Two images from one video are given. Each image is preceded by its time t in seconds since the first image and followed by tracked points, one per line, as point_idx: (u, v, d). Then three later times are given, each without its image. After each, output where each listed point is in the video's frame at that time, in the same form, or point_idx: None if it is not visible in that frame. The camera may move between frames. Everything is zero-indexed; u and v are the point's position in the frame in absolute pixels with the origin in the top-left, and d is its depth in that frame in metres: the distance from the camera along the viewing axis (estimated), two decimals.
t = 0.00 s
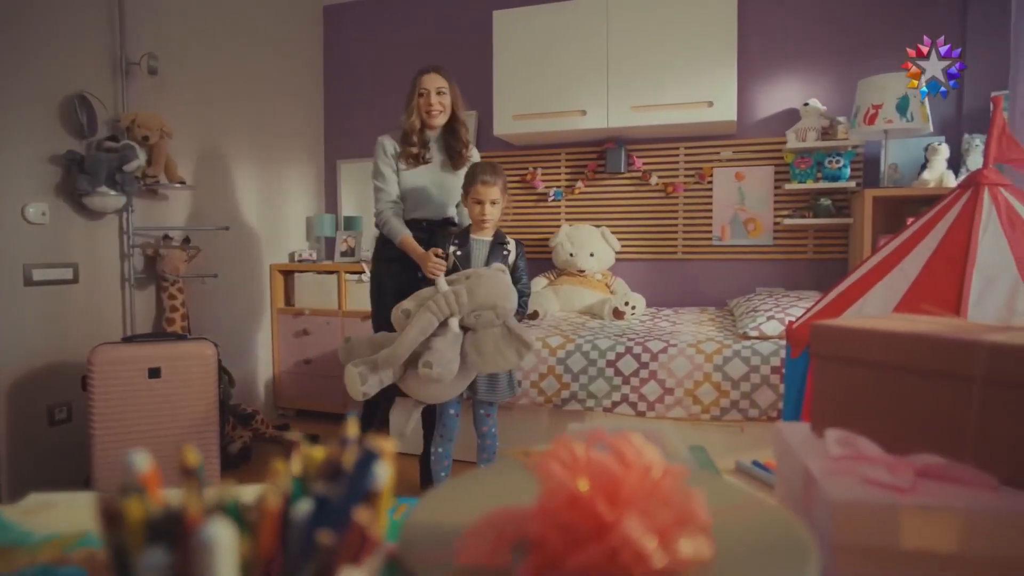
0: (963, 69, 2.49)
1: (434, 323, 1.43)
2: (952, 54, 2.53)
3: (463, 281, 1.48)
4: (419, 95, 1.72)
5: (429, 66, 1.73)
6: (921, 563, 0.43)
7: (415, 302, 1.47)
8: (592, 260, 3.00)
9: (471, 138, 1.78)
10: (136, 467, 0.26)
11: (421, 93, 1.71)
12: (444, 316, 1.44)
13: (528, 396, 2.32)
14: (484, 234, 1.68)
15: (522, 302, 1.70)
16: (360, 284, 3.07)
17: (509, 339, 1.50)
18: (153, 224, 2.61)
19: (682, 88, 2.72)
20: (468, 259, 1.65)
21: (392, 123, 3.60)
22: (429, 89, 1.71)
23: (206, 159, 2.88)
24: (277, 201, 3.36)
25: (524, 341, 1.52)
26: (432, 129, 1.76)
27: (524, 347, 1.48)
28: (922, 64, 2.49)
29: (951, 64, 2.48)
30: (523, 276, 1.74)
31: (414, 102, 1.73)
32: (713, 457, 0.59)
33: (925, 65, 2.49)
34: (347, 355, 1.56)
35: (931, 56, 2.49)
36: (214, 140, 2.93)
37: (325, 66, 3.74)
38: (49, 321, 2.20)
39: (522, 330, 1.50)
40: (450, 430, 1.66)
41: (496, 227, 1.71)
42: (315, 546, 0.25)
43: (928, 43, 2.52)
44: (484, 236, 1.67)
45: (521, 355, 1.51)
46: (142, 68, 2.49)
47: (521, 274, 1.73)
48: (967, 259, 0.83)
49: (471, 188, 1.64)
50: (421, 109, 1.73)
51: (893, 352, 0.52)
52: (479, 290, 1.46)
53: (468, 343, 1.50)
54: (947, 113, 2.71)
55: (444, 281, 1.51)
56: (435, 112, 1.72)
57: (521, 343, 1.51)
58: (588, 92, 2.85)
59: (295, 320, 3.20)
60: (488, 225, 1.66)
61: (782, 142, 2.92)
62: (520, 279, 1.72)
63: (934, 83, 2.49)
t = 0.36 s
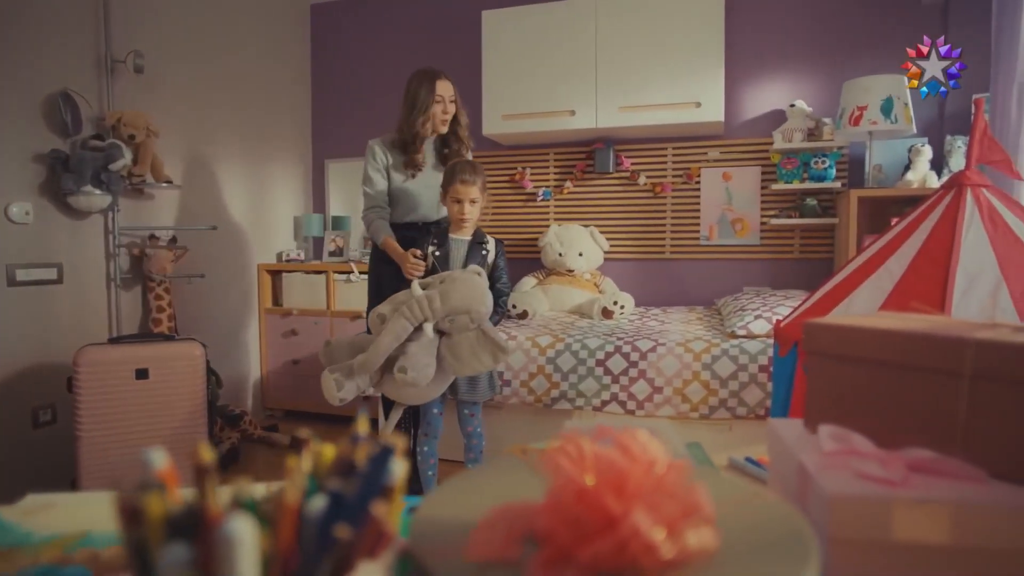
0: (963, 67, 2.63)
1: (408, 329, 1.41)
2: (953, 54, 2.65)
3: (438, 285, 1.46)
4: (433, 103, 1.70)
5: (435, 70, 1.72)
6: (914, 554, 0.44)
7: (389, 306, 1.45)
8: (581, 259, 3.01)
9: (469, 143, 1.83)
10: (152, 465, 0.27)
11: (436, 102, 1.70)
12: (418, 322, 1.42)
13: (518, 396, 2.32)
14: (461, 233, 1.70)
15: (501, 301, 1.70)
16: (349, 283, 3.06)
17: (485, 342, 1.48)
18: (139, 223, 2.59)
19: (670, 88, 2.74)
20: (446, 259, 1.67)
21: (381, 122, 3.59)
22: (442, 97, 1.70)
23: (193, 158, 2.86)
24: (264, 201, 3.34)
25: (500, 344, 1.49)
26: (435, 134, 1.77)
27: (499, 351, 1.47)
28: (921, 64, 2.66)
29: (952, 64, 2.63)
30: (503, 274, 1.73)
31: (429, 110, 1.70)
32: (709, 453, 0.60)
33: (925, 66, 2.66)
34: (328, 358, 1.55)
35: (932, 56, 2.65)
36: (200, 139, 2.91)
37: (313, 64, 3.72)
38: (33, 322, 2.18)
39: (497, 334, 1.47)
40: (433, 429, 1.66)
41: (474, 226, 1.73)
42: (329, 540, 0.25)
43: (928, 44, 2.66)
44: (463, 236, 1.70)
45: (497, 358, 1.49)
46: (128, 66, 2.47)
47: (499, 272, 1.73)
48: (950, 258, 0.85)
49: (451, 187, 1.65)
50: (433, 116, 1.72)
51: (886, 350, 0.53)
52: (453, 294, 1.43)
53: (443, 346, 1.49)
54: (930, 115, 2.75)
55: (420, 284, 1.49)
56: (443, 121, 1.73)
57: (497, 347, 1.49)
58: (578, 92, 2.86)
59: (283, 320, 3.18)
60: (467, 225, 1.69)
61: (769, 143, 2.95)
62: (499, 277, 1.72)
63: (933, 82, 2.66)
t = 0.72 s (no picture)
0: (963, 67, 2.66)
1: (399, 334, 1.41)
2: (952, 54, 2.67)
3: (427, 287, 1.46)
4: (417, 106, 1.70)
5: (417, 73, 1.71)
6: (909, 547, 0.45)
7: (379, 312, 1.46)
8: (571, 259, 3.01)
9: (446, 145, 1.84)
10: (166, 462, 0.27)
11: (420, 106, 1.70)
12: (409, 326, 1.42)
13: (509, 395, 2.33)
14: (445, 232, 1.72)
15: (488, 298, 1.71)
16: (338, 283, 3.05)
17: (477, 342, 1.49)
18: (126, 223, 2.57)
19: (659, 88, 2.75)
20: (432, 259, 1.68)
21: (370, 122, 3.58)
22: (425, 100, 1.70)
23: (180, 157, 2.84)
24: (253, 199, 3.32)
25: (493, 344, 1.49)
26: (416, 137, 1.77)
27: (492, 350, 1.46)
28: (922, 64, 2.68)
29: (952, 64, 2.66)
30: (488, 271, 1.75)
31: (412, 115, 1.70)
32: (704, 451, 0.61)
33: (925, 65, 2.68)
34: (318, 365, 1.56)
35: (931, 56, 2.67)
36: (188, 139, 2.89)
37: (302, 63, 3.71)
38: (18, 321, 2.15)
39: (488, 333, 1.48)
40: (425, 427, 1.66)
41: (458, 224, 1.74)
42: (345, 534, 0.26)
43: (927, 43, 2.68)
44: (447, 234, 1.71)
45: (490, 357, 1.49)
46: (115, 64, 2.45)
47: (484, 269, 1.74)
48: (934, 258, 0.87)
49: (439, 187, 1.64)
50: (415, 119, 1.71)
51: (878, 346, 0.55)
52: (443, 296, 1.43)
53: (436, 349, 1.49)
54: (915, 116, 2.79)
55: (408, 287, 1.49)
56: (424, 124, 1.74)
57: (490, 346, 1.49)
58: (567, 92, 2.87)
59: (272, 320, 3.16)
60: (451, 225, 1.70)
61: (757, 143, 2.97)
62: (486, 274, 1.72)
63: (934, 82, 2.68)
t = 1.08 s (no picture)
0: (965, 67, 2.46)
1: (407, 339, 1.42)
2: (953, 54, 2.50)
3: (431, 289, 1.46)
4: (396, 106, 1.68)
5: (399, 71, 1.70)
6: (900, 540, 0.46)
7: (383, 316, 1.45)
8: (562, 258, 3.02)
9: (432, 144, 1.83)
10: (180, 458, 0.27)
11: (400, 105, 1.68)
12: (416, 330, 1.43)
13: (500, 394, 2.33)
14: (435, 231, 1.71)
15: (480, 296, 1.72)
16: (328, 283, 3.04)
17: (482, 343, 1.51)
18: (114, 222, 2.55)
19: (649, 88, 2.77)
20: (424, 258, 1.68)
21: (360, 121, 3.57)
22: (406, 100, 1.69)
23: (168, 156, 2.82)
24: (242, 198, 3.30)
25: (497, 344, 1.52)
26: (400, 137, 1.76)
27: (497, 350, 1.49)
28: (922, 64, 2.50)
29: (953, 64, 2.47)
30: (479, 270, 1.76)
31: (392, 115, 1.69)
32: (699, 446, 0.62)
33: (925, 66, 2.51)
34: (310, 371, 1.54)
35: (932, 56, 2.49)
36: (176, 137, 2.87)
37: (291, 62, 3.69)
38: (5, 321, 2.13)
39: (492, 334, 1.51)
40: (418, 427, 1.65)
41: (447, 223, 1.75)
42: (358, 528, 0.26)
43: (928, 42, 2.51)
44: (438, 233, 1.71)
45: (494, 357, 1.51)
46: (102, 62, 2.43)
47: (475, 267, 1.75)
48: (922, 258, 0.88)
49: (431, 185, 1.64)
50: (396, 119, 1.70)
51: (870, 343, 0.56)
52: (448, 300, 1.44)
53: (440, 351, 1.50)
54: (901, 117, 2.82)
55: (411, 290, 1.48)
56: (406, 124, 1.73)
57: (494, 346, 1.52)
58: (558, 92, 2.88)
59: (262, 320, 3.15)
60: (442, 224, 1.70)
61: (746, 143, 3.00)
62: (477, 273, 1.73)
63: (934, 82, 2.50)
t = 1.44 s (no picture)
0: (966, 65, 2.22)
1: (408, 337, 1.42)
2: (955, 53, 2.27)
3: (430, 287, 1.46)
4: (389, 104, 1.68)
5: (393, 70, 1.70)
6: (899, 534, 0.46)
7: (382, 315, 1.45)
8: (554, 257, 3.03)
9: (424, 143, 1.83)
10: (198, 453, 0.28)
11: (393, 104, 1.68)
12: (416, 328, 1.43)
13: (493, 393, 2.33)
14: (427, 230, 1.70)
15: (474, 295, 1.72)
16: (320, 283, 3.03)
17: (480, 339, 1.52)
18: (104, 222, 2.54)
19: (640, 88, 2.78)
20: (419, 257, 1.68)
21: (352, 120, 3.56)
22: (399, 98, 1.69)
23: (158, 154, 2.80)
24: (233, 197, 3.28)
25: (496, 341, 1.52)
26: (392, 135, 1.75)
27: (496, 347, 1.49)
28: (921, 64, 2.26)
29: (952, 63, 2.23)
30: (474, 268, 1.76)
31: (384, 112, 1.69)
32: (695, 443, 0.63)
33: (924, 65, 2.27)
34: (309, 372, 1.54)
35: (931, 55, 2.25)
36: (167, 136, 2.85)
37: (282, 61, 3.68)
38: None
39: (492, 331, 1.51)
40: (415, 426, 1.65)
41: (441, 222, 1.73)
42: (374, 522, 0.27)
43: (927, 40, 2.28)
44: (431, 232, 1.70)
45: (493, 354, 1.52)
46: (92, 60, 2.41)
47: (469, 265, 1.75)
48: (911, 257, 0.89)
49: (421, 184, 1.64)
50: (388, 117, 1.70)
51: (865, 339, 0.57)
52: (448, 298, 1.44)
53: (439, 348, 1.50)
54: (890, 117, 2.85)
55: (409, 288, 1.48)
56: (399, 122, 1.72)
57: (493, 343, 1.52)
58: (550, 92, 2.88)
59: (253, 320, 3.14)
60: (434, 224, 1.69)
61: (737, 143, 3.02)
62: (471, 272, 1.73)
63: (933, 83, 2.23)
